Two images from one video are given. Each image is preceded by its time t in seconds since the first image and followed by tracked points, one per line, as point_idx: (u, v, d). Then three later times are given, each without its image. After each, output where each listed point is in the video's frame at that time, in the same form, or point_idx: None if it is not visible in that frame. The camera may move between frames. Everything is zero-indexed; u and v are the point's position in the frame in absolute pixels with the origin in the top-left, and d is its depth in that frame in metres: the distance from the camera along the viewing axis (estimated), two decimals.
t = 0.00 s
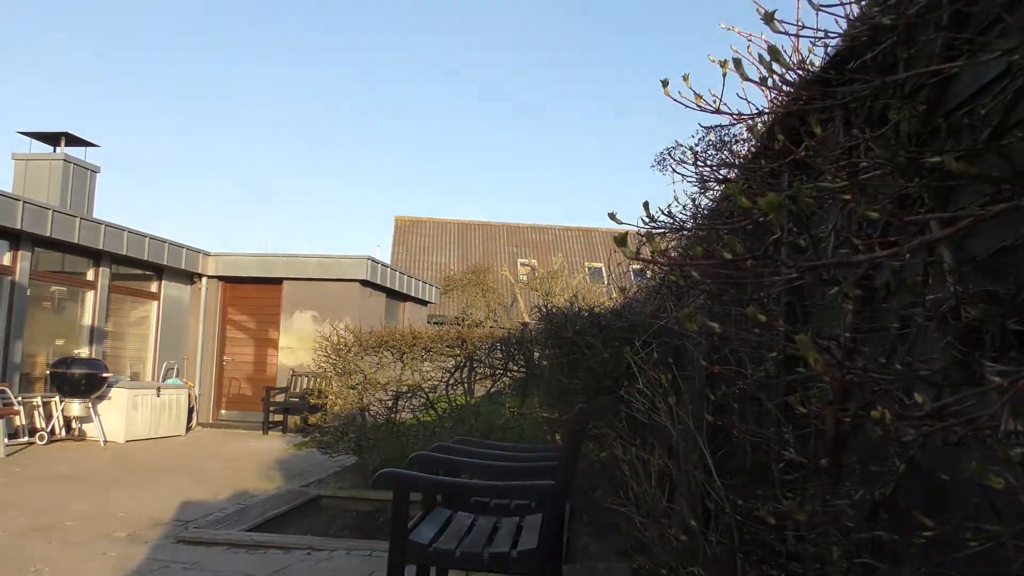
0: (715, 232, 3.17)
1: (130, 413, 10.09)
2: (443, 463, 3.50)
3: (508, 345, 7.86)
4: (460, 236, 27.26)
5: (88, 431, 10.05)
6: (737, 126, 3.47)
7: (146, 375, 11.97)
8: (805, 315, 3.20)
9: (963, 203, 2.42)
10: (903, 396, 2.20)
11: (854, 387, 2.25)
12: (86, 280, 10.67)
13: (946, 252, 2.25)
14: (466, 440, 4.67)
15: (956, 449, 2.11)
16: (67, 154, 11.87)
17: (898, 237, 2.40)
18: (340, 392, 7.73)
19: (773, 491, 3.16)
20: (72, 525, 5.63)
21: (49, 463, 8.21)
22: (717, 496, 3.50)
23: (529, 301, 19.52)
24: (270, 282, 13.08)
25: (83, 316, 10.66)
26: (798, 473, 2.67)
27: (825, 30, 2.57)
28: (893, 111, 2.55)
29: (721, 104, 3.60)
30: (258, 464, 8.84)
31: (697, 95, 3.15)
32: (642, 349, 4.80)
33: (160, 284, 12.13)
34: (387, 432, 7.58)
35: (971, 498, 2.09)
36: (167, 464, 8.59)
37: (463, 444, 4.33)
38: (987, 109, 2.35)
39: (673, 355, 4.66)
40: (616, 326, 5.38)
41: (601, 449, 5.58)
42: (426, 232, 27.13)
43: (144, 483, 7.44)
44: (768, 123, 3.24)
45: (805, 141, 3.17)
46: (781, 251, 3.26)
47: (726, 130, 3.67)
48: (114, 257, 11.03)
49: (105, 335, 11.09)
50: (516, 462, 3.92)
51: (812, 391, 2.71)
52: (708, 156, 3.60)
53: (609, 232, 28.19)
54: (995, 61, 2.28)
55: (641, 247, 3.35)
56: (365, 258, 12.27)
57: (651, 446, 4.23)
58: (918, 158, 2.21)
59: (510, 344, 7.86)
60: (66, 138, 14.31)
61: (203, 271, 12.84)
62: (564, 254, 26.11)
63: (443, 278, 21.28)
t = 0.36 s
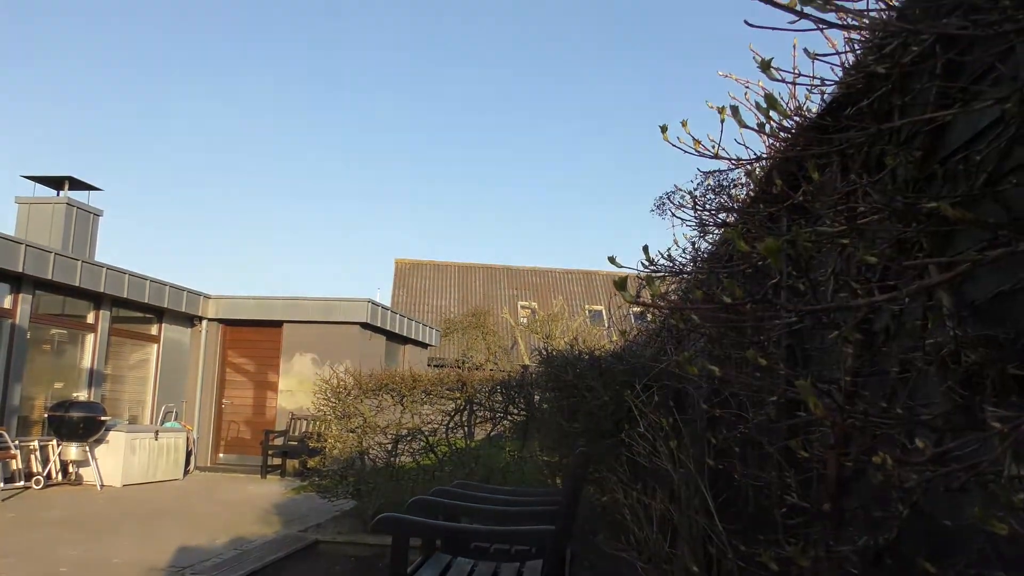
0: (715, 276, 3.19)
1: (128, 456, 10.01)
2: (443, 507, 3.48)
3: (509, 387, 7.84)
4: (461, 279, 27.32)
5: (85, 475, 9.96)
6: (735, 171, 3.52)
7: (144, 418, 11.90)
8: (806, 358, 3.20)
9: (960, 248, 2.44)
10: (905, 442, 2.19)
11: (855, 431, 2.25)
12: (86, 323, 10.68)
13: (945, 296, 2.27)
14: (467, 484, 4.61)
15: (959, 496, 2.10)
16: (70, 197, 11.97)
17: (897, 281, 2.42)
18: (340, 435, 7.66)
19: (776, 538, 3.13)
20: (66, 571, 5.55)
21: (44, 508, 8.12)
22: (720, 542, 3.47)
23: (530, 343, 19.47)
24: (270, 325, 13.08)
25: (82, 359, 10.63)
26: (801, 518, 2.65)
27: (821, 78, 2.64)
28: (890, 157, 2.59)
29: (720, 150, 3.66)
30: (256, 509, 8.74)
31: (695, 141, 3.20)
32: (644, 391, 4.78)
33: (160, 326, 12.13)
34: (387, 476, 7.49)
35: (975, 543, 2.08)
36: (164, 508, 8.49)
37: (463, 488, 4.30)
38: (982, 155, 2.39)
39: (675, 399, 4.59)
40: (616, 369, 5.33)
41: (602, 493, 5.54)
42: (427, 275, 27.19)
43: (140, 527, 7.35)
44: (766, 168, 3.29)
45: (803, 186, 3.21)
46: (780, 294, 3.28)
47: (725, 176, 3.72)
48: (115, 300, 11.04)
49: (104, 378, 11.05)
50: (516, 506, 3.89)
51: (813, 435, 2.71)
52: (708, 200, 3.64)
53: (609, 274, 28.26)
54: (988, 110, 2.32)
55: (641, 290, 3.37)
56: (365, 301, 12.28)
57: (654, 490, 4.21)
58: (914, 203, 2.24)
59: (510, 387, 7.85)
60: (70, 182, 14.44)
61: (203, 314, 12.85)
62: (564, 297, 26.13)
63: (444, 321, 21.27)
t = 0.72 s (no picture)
0: (716, 308, 3.20)
1: (126, 489, 9.94)
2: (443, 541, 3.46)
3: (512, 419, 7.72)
4: (461, 310, 27.33)
5: (82, 508, 9.88)
6: (734, 204, 3.55)
7: (143, 450, 11.83)
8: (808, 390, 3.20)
9: (960, 280, 2.45)
10: (908, 474, 2.19)
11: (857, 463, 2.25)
12: (86, 354, 10.66)
13: (945, 328, 2.28)
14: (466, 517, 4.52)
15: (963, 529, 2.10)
16: (71, 229, 12.02)
17: (897, 314, 2.43)
18: (338, 467, 7.65)
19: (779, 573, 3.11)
20: None
21: (40, 541, 8.04)
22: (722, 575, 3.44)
23: (530, 375, 19.43)
24: (270, 356, 13.06)
25: (81, 391, 10.59)
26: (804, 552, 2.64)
27: (818, 111, 2.67)
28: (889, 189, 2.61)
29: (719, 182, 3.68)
30: (255, 542, 8.66)
31: (694, 173, 3.23)
32: (644, 423, 4.75)
33: (160, 357, 12.11)
34: (384, 508, 7.36)
35: None
36: (162, 542, 8.41)
37: (463, 520, 4.27)
38: (981, 188, 2.41)
39: (675, 431, 4.63)
40: (619, 402, 5.22)
41: (603, 526, 5.50)
42: (427, 307, 27.21)
43: (137, 561, 7.28)
44: (765, 201, 3.31)
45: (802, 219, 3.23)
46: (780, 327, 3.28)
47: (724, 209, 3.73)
48: (115, 331, 11.04)
49: (103, 409, 11.00)
50: (517, 539, 3.86)
51: (816, 469, 2.69)
52: (707, 233, 3.65)
53: (609, 306, 28.28)
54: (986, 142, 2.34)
55: (641, 322, 3.36)
56: (366, 332, 12.28)
57: (655, 524, 4.18)
58: (914, 236, 2.25)
59: (511, 419, 7.76)
60: (71, 214, 14.50)
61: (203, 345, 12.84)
62: (564, 328, 26.15)
63: (444, 352, 21.26)
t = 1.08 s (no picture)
0: (716, 343, 3.22)
1: (122, 524, 9.83)
2: None
3: (511, 454, 7.44)
4: (462, 344, 27.28)
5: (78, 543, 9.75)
6: (733, 238, 3.59)
7: (140, 484, 11.74)
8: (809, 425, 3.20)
9: (958, 316, 2.46)
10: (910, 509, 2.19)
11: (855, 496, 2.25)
12: (85, 387, 10.62)
13: (945, 362, 2.28)
14: (465, 553, 4.49)
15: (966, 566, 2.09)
16: (72, 262, 12.06)
17: (897, 348, 2.44)
18: (337, 502, 7.91)
19: None
20: None
21: None
22: None
23: (530, 409, 19.33)
24: (269, 390, 13.03)
25: (78, 425, 10.53)
26: None
27: (815, 147, 2.72)
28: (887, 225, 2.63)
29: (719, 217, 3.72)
30: None
31: (693, 208, 3.27)
32: (644, 457, 4.72)
33: (158, 391, 12.09)
34: (383, 543, 7.36)
35: None
36: None
37: (462, 556, 4.25)
38: (978, 224, 2.42)
39: (675, 465, 4.60)
40: (618, 436, 5.27)
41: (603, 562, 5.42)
42: (428, 339, 27.16)
43: None
44: (764, 236, 3.34)
45: (800, 253, 3.26)
46: (779, 360, 3.29)
47: (723, 243, 3.77)
48: (114, 364, 11.02)
49: (101, 443, 10.94)
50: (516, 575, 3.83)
51: (817, 503, 2.69)
52: (706, 267, 3.68)
53: (610, 340, 28.25)
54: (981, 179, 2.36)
55: (641, 355, 3.38)
56: (365, 365, 12.26)
57: (655, 560, 4.16)
58: (912, 270, 2.27)
59: (510, 453, 7.46)
60: (73, 247, 14.56)
61: (202, 378, 12.81)
62: (564, 361, 26.09)
63: (444, 386, 21.19)
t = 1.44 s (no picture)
0: (712, 372, 3.23)
1: (114, 555, 9.70)
2: None
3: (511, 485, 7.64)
4: (459, 371, 27.19)
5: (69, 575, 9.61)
6: (729, 267, 3.61)
7: (133, 514, 11.62)
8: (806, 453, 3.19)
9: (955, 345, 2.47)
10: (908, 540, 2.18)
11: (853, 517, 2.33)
12: (80, 416, 10.56)
13: (942, 392, 2.29)
14: None
15: None
16: (69, 289, 12.04)
17: (894, 378, 2.45)
18: (332, 533, 7.54)
19: None
20: None
21: None
22: None
23: (528, 437, 19.23)
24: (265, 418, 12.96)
25: (72, 453, 10.44)
26: None
27: (811, 176, 2.75)
28: (882, 254, 2.63)
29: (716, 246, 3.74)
30: None
31: (690, 237, 3.30)
32: (641, 485, 4.71)
33: (154, 419, 12.02)
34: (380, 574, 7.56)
35: None
36: None
37: None
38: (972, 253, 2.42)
39: (673, 494, 4.61)
40: (617, 465, 5.19)
41: None
42: (425, 368, 27.07)
43: None
44: (759, 265, 3.37)
45: (796, 283, 3.28)
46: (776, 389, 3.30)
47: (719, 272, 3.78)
48: (109, 392, 10.97)
49: (95, 472, 10.84)
50: None
51: (816, 533, 2.69)
52: (703, 295, 3.71)
53: (607, 367, 28.19)
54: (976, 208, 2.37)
55: (638, 384, 3.39)
56: (363, 394, 12.21)
57: None
58: (908, 300, 2.29)
59: (507, 483, 7.74)
60: (70, 275, 14.56)
61: (198, 406, 12.75)
62: (562, 390, 25.98)
63: (441, 414, 21.08)
